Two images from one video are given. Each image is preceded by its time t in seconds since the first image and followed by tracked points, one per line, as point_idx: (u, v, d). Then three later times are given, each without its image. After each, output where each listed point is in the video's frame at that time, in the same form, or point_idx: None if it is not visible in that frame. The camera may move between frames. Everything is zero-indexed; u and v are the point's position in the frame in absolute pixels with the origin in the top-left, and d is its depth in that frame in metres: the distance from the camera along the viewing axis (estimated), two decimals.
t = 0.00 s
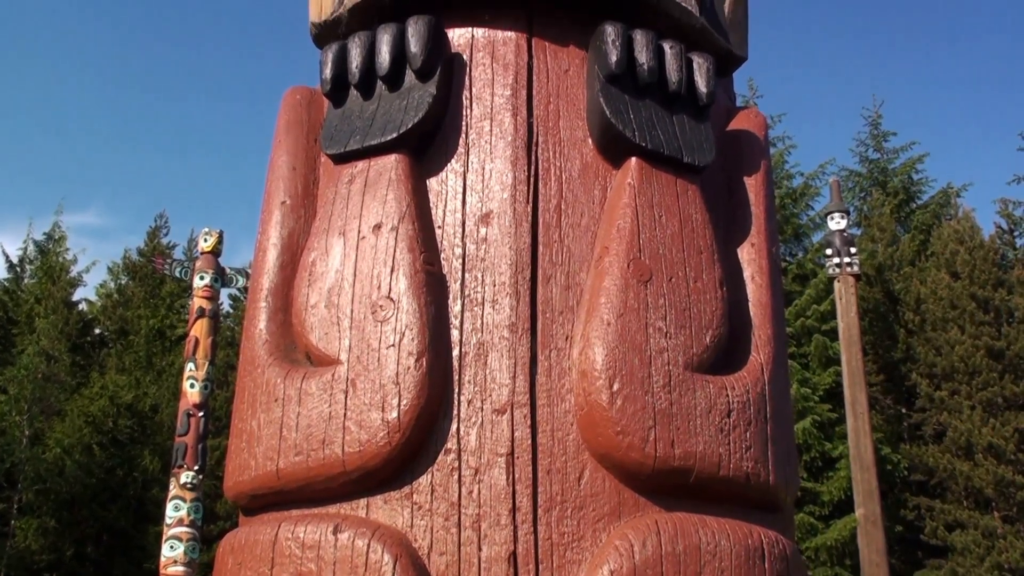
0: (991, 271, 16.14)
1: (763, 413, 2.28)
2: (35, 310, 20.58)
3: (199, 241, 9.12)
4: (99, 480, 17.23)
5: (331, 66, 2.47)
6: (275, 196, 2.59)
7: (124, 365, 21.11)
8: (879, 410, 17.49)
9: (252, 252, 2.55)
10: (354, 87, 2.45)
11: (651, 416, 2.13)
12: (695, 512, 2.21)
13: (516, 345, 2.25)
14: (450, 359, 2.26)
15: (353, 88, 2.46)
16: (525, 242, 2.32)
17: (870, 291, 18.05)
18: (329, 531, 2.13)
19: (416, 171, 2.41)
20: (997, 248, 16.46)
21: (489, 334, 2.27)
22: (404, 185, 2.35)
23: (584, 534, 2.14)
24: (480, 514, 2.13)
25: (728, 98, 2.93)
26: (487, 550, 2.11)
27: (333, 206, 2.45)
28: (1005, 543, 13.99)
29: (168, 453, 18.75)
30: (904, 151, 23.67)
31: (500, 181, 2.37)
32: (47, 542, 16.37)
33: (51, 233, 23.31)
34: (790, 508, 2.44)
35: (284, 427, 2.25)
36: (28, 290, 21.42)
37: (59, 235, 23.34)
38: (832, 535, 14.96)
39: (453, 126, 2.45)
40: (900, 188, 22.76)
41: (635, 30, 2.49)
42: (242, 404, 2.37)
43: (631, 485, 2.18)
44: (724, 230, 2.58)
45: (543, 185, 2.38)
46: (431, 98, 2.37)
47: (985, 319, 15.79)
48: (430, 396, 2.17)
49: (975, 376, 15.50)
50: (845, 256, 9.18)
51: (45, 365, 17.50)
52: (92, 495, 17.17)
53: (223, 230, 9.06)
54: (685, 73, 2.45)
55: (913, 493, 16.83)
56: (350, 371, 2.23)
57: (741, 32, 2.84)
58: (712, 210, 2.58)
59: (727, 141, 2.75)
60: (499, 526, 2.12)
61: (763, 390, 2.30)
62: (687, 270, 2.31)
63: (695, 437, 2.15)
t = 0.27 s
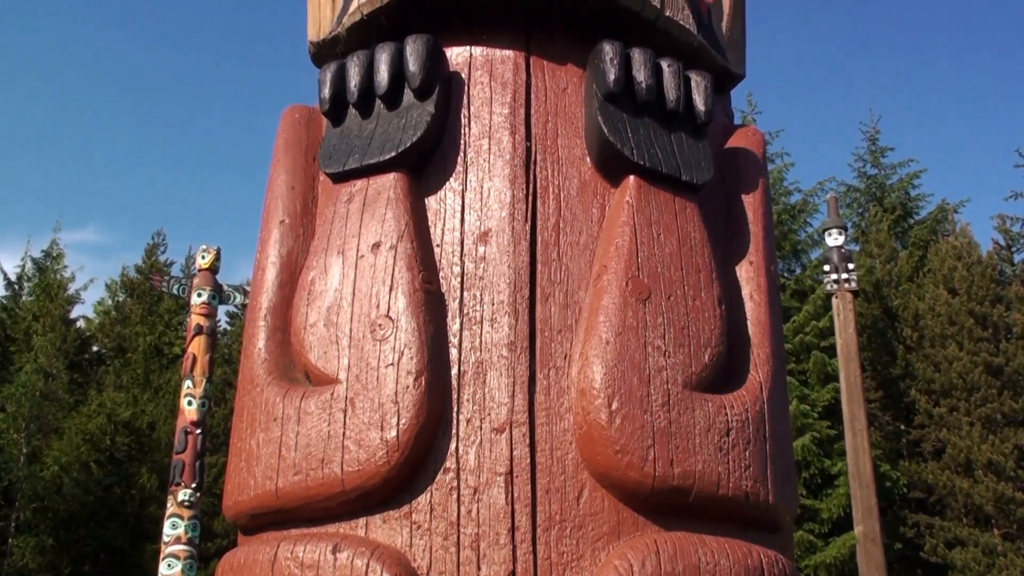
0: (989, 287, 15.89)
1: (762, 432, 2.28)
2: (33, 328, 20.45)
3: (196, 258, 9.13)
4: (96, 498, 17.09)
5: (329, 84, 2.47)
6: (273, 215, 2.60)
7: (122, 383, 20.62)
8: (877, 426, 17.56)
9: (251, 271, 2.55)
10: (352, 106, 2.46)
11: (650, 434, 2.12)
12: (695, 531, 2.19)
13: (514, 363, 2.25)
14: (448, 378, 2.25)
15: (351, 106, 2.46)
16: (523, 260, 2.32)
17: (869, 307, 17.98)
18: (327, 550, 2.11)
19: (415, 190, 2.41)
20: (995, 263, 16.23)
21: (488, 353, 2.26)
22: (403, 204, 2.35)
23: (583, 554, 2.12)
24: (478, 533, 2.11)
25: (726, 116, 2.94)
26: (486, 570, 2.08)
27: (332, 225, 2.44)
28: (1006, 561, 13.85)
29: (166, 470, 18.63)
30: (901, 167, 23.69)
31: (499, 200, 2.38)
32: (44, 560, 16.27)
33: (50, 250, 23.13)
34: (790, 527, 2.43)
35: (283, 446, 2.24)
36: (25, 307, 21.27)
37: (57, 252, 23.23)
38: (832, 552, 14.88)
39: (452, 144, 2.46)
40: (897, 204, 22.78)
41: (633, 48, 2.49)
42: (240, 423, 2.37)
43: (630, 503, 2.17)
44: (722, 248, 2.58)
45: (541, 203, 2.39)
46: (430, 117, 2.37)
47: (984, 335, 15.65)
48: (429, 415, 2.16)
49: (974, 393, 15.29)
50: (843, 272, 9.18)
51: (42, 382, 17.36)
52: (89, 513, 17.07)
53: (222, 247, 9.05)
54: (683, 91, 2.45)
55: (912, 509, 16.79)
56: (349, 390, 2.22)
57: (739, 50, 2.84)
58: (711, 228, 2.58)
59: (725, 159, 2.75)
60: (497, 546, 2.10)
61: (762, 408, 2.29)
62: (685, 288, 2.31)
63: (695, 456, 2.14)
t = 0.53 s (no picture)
0: (987, 303, 15.91)
1: (761, 449, 2.27)
2: (31, 344, 20.41)
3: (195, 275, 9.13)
4: (93, 516, 17.02)
5: (328, 102, 2.48)
6: (272, 232, 2.60)
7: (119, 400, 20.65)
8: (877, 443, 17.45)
9: (250, 289, 2.55)
10: (351, 124, 2.46)
11: (650, 451, 2.11)
12: (695, 549, 2.18)
13: (512, 381, 2.24)
14: (447, 396, 2.24)
15: (350, 124, 2.47)
16: (522, 277, 2.32)
17: (866, 323, 18.03)
18: (325, 569, 2.08)
19: (413, 208, 2.41)
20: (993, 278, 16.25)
21: (487, 370, 2.26)
22: (401, 221, 2.35)
23: (581, 573, 2.11)
24: (477, 552, 2.09)
25: (723, 133, 2.95)
26: None
27: (331, 242, 2.44)
28: None
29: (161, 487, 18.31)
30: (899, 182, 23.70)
31: (497, 217, 2.38)
32: None
33: (48, 268, 23.06)
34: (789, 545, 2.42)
35: (281, 464, 2.23)
36: (24, 324, 21.24)
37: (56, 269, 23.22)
38: (832, 568, 14.80)
39: (450, 162, 2.46)
40: (895, 219, 22.80)
41: (630, 66, 2.50)
42: (239, 441, 2.36)
43: (629, 521, 2.15)
44: (721, 264, 2.58)
45: (539, 221, 2.39)
46: (428, 134, 2.37)
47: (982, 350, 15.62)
48: (428, 432, 2.15)
49: (973, 408, 15.27)
50: (841, 288, 9.17)
51: (40, 399, 17.31)
52: (86, 530, 16.98)
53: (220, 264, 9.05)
54: (681, 108, 2.46)
55: (912, 526, 16.71)
56: (347, 408, 2.21)
57: (735, 69, 2.86)
58: (709, 245, 2.59)
59: (723, 176, 2.76)
60: (496, 564, 2.08)
61: (761, 426, 2.29)
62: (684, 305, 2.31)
63: (694, 473, 2.13)
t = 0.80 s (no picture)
0: (985, 317, 15.91)
1: (759, 465, 2.27)
2: (28, 361, 20.35)
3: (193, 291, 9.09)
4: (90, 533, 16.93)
5: (326, 120, 2.49)
6: (270, 249, 2.61)
7: (116, 417, 20.62)
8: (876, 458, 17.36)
9: (248, 306, 2.55)
10: (349, 142, 2.47)
11: (649, 468, 2.10)
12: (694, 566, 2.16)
13: (511, 398, 2.23)
14: (445, 413, 2.23)
15: (348, 142, 2.48)
16: (520, 294, 2.32)
17: (865, 338, 17.84)
18: None
19: (412, 225, 2.41)
20: (991, 293, 16.27)
21: (485, 387, 2.25)
22: (399, 239, 2.35)
23: None
24: (476, 570, 2.07)
25: (720, 150, 2.96)
26: None
27: (329, 259, 2.44)
28: None
29: (160, 504, 18.49)
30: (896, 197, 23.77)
31: (495, 235, 2.38)
32: None
33: (46, 285, 23.02)
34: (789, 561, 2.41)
35: (279, 482, 2.22)
36: (21, 341, 21.17)
37: (54, 285, 23.19)
38: None
39: (448, 180, 2.47)
40: (893, 234, 22.83)
41: (627, 84, 2.51)
42: (236, 458, 2.36)
43: (628, 538, 2.14)
44: (718, 280, 2.59)
45: (537, 237, 2.39)
46: (426, 152, 2.38)
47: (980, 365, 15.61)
48: (427, 449, 2.14)
49: (972, 422, 15.25)
50: (838, 302, 9.18)
51: (38, 416, 17.27)
52: (83, 547, 16.88)
53: (218, 280, 9.00)
54: (677, 125, 2.47)
55: (912, 541, 16.63)
56: (345, 425, 2.20)
57: (732, 85, 2.87)
58: (706, 262, 2.59)
59: (721, 193, 2.77)
60: None
61: (759, 442, 2.29)
62: (682, 322, 2.31)
63: (692, 490, 2.12)
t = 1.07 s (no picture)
0: (984, 332, 15.84)
1: (758, 482, 2.26)
2: (26, 379, 20.32)
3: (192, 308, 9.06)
4: (86, 551, 16.87)
5: (324, 138, 2.50)
6: (268, 267, 2.61)
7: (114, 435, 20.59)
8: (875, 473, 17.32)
9: (246, 324, 2.55)
10: (347, 160, 2.48)
11: (647, 485, 2.08)
12: None
13: (509, 416, 2.23)
14: (443, 430, 2.23)
15: (346, 160, 2.49)
16: (517, 311, 2.32)
17: (865, 354, 17.84)
18: None
19: (409, 243, 2.42)
20: (990, 308, 16.21)
21: (483, 405, 2.25)
22: (397, 257, 2.36)
23: None
24: None
25: (717, 167, 2.97)
26: None
27: (327, 277, 2.44)
28: None
29: (160, 522, 18.01)
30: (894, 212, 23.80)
31: (493, 252, 2.39)
32: None
33: (43, 302, 23.00)
34: None
35: (277, 500, 2.21)
36: (19, 358, 21.16)
37: (53, 303, 23.22)
38: None
39: (445, 198, 2.47)
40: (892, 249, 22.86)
41: (623, 102, 2.52)
42: (234, 476, 2.35)
43: (627, 556, 2.11)
44: (715, 297, 2.59)
45: (535, 255, 2.40)
46: (424, 170, 2.38)
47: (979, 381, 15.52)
48: (425, 467, 2.13)
49: (971, 438, 15.18)
50: (837, 318, 9.19)
51: (36, 434, 17.25)
52: (80, 566, 16.82)
53: (217, 297, 8.99)
54: (674, 143, 2.48)
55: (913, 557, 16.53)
56: (343, 444, 2.19)
57: (728, 103, 2.88)
58: (704, 279, 2.59)
59: (718, 210, 2.78)
60: None
61: (757, 459, 2.28)
62: (679, 339, 2.31)
63: (690, 507, 2.11)
